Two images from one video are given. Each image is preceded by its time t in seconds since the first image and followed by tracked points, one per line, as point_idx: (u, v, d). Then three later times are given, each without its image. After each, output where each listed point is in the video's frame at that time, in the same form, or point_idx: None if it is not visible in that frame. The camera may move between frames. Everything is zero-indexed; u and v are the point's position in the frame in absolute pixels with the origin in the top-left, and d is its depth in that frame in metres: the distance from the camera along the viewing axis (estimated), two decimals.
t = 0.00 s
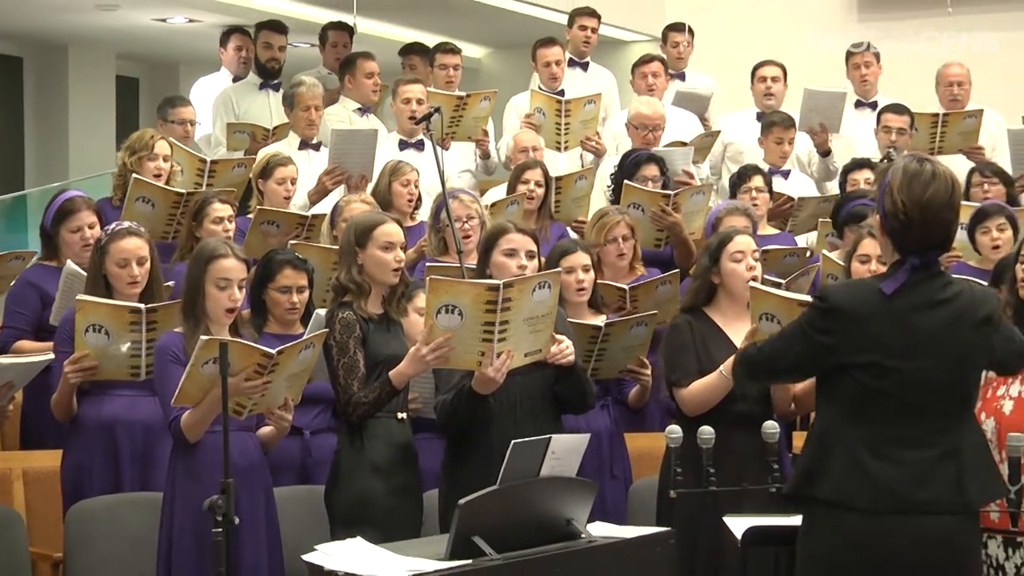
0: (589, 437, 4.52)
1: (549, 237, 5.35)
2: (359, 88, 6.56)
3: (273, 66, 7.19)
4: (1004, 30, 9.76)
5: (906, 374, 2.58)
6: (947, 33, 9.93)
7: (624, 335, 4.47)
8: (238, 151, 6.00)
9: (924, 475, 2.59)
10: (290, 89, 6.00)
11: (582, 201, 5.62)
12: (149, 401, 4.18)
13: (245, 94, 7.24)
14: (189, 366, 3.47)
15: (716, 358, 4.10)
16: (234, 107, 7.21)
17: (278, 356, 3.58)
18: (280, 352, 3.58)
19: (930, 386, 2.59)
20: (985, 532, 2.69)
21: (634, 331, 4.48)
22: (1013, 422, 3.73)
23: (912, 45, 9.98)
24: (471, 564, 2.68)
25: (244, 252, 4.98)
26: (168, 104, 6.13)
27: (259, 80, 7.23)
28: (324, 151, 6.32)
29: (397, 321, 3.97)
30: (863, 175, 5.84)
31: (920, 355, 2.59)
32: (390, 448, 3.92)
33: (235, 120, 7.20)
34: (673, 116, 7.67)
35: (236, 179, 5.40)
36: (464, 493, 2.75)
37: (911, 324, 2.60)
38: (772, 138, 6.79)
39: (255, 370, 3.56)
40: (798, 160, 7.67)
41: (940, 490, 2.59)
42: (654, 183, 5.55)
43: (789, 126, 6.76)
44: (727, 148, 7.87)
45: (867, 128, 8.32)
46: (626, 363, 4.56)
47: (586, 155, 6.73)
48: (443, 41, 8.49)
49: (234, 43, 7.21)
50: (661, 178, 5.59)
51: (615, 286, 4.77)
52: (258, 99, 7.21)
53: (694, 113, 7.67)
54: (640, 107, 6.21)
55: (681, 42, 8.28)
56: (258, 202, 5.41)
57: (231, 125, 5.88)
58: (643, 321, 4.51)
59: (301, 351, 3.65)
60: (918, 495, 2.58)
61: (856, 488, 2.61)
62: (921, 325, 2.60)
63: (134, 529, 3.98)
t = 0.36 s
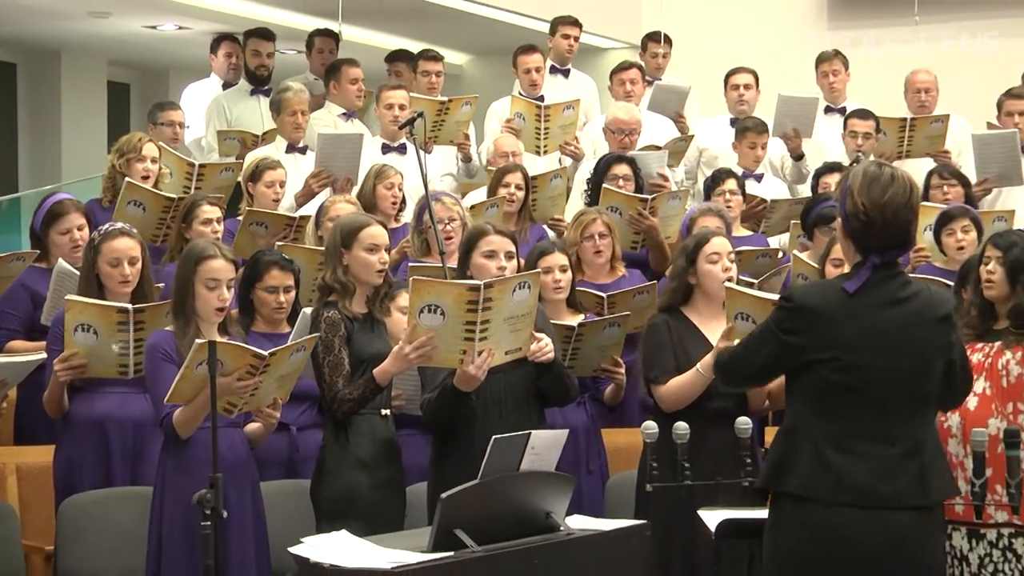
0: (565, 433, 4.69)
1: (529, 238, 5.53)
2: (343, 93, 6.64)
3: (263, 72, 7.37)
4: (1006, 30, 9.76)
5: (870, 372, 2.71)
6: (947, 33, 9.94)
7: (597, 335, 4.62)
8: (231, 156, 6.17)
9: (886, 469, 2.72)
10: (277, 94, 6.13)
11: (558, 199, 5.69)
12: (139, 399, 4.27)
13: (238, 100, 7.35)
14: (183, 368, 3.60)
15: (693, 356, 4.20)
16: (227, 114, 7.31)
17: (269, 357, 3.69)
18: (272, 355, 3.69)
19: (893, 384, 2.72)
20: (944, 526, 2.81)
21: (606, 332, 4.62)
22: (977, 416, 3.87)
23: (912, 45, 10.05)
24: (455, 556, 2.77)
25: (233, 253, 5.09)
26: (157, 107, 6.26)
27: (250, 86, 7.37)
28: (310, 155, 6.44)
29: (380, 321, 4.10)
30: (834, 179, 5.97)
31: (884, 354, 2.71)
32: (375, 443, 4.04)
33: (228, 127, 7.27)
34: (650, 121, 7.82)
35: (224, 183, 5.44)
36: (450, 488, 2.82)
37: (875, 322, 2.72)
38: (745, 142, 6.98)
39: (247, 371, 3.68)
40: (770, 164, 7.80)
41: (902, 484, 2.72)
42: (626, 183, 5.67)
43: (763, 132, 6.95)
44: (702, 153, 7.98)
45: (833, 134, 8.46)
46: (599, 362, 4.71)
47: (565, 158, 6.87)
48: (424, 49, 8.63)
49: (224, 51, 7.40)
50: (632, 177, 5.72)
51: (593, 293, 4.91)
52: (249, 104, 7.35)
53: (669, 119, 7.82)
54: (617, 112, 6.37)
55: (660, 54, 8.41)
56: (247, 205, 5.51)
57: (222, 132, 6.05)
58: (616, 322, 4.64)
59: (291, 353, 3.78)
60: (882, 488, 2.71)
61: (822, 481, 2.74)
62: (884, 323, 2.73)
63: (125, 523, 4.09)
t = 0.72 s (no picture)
0: (548, 428, 4.81)
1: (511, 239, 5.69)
2: (330, 98, 6.83)
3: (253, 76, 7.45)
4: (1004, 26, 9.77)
5: (830, 358, 2.78)
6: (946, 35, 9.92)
7: (580, 332, 4.75)
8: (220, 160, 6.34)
9: (838, 453, 2.78)
10: (266, 99, 6.27)
11: (538, 195, 5.86)
12: (131, 395, 4.38)
13: (229, 105, 7.46)
14: (177, 367, 3.70)
15: (673, 354, 4.33)
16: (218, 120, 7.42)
17: (261, 360, 3.80)
18: (264, 357, 3.80)
19: (853, 372, 2.78)
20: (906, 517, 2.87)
21: (588, 328, 4.75)
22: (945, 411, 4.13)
23: (911, 46, 10.00)
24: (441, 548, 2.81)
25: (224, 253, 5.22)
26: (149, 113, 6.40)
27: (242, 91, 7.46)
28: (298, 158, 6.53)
29: (367, 319, 4.22)
30: (807, 182, 6.10)
31: (845, 341, 2.78)
32: (362, 439, 4.15)
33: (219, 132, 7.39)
34: (630, 124, 7.97)
35: (215, 185, 5.52)
36: (435, 483, 2.87)
37: (840, 312, 2.79)
38: (721, 146, 7.12)
39: (240, 373, 3.81)
40: (748, 168, 7.91)
41: (852, 468, 2.78)
42: (605, 185, 5.81)
43: (738, 136, 7.09)
44: (683, 155, 8.13)
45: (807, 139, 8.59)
46: (581, 357, 4.83)
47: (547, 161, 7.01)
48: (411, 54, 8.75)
49: (215, 57, 7.56)
50: (611, 179, 5.85)
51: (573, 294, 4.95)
52: (240, 109, 7.45)
53: (649, 123, 7.98)
54: (596, 114, 6.50)
55: (639, 60, 8.56)
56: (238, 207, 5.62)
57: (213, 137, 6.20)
58: (597, 318, 4.77)
59: (284, 358, 3.87)
60: (830, 471, 2.77)
61: (778, 455, 2.82)
62: (849, 313, 2.79)
63: (118, 517, 4.19)
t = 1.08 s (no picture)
0: (533, 424, 4.94)
1: (494, 240, 5.83)
2: (318, 103, 6.91)
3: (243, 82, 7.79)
4: (1005, 29, 10.08)
5: (813, 346, 2.83)
6: (946, 32, 10.24)
7: (566, 329, 4.88)
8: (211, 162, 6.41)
9: (810, 438, 2.83)
10: (256, 103, 6.40)
11: (525, 194, 5.93)
12: (126, 392, 4.49)
13: (219, 109, 7.79)
14: (170, 364, 3.81)
15: (656, 352, 4.43)
16: (209, 123, 7.76)
17: (252, 359, 3.93)
18: (255, 356, 3.93)
19: (833, 362, 2.84)
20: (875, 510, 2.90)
21: (574, 325, 4.88)
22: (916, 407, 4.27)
23: (912, 46, 10.30)
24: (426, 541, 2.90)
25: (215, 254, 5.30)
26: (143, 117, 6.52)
27: (232, 96, 7.79)
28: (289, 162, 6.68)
29: (356, 318, 4.34)
30: (781, 185, 6.24)
31: (828, 332, 2.84)
32: (350, 435, 4.27)
33: (208, 134, 7.73)
34: (613, 128, 8.11)
35: (207, 188, 5.66)
36: (421, 478, 2.97)
37: (827, 304, 2.84)
38: (699, 150, 7.25)
39: (231, 371, 3.93)
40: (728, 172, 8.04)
41: (821, 453, 2.82)
42: (586, 188, 5.95)
43: (716, 140, 7.23)
44: (665, 159, 8.27)
45: (782, 143, 8.70)
46: (566, 354, 4.96)
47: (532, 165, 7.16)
48: (398, 60, 8.72)
49: (207, 63, 7.84)
50: (593, 182, 5.99)
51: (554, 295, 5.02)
52: (229, 114, 7.77)
53: (631, 127, 8.14)
54: (576, 119, 6.65)
55: (619, 67, 8.68)
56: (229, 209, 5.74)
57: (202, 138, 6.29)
58: (582, 316, 4.90)
59: (273, 355, 4.00)
60: (801, 454, 2.82)
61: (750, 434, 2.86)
62: (836, 306, 2.84)
63: (113, 511, 4.30)
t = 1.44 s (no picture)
0: (522, 419, 5.08)
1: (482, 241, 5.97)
2: (310, 108, 7.12)
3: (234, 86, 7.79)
4: (1006, 32, 10.37)
5: (796, 346, 2.81)
6: (946, 32, 10.55)
7: (555, 327, 5.01)
8: (200, 160, 6.51)
9: (790, 438, 2.81)
10: (250, 108, 6.53)
11: (515, 194, 6.11)
12: (124, 389, 4.61)
13: (210, 112, 7.83)
14: (166, 363, 3.93)
15: (641, 351, 4.56)
16: (198, 124, 7.78)
17: (246, 359, 4.05)
18: (248, 356, 4.05)
19: (816, 363, 2.82)
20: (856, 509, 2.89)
21: (562, 324, 5.01)
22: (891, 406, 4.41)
23: (914, 46, 10.62)
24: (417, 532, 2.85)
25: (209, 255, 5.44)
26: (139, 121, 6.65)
27: (223, 99, 7.83)
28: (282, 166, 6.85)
29: (347, 318, 4.48)
30: (759, 188, 6.39)
31: (812, 334, 2.82)
32: (341, 431, 4.40)
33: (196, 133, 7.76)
34: (599, 132, 8.25)
35: (201, 192, 5.78)
36: (412, 472, 2.94)
37: (811, 305, 2.82)
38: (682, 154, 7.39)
39: (225, 370, 4.05)
40: (712, 174, 8.19)
41: (801, 452, 2.81)
42: (571, 190, 6.08)
43: (697, 144, 7.36)
44: (650, 162, 8.41)
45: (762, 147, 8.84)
46: (555, 352, 5.09)
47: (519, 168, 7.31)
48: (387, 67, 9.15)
49: (203, 68, 7.86)
50: (577, 185, 6.11)
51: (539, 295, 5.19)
52: (220, 117, 7.82)
53: (616, 130, 8.30)
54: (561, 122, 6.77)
55: (604, 73, 8.81)
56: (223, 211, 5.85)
57: (191, 137, 6.42)
58: (570, 315, 5.04)
59: (265, 354, 4.12)
60: (779, 452, 2.80)
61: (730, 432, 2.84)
62: (820, 307, 2.82)
63: (110, 505, 4.42)
